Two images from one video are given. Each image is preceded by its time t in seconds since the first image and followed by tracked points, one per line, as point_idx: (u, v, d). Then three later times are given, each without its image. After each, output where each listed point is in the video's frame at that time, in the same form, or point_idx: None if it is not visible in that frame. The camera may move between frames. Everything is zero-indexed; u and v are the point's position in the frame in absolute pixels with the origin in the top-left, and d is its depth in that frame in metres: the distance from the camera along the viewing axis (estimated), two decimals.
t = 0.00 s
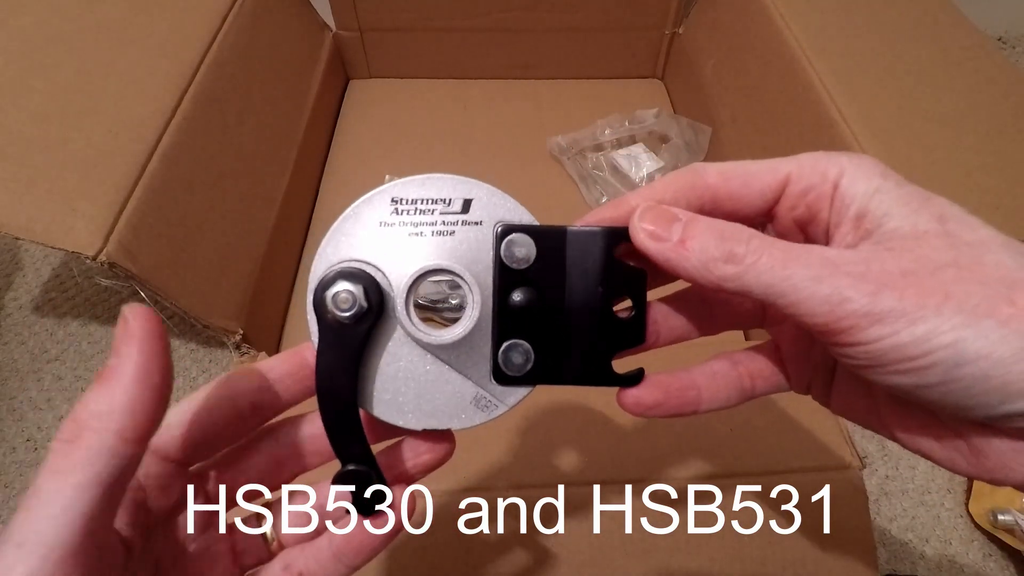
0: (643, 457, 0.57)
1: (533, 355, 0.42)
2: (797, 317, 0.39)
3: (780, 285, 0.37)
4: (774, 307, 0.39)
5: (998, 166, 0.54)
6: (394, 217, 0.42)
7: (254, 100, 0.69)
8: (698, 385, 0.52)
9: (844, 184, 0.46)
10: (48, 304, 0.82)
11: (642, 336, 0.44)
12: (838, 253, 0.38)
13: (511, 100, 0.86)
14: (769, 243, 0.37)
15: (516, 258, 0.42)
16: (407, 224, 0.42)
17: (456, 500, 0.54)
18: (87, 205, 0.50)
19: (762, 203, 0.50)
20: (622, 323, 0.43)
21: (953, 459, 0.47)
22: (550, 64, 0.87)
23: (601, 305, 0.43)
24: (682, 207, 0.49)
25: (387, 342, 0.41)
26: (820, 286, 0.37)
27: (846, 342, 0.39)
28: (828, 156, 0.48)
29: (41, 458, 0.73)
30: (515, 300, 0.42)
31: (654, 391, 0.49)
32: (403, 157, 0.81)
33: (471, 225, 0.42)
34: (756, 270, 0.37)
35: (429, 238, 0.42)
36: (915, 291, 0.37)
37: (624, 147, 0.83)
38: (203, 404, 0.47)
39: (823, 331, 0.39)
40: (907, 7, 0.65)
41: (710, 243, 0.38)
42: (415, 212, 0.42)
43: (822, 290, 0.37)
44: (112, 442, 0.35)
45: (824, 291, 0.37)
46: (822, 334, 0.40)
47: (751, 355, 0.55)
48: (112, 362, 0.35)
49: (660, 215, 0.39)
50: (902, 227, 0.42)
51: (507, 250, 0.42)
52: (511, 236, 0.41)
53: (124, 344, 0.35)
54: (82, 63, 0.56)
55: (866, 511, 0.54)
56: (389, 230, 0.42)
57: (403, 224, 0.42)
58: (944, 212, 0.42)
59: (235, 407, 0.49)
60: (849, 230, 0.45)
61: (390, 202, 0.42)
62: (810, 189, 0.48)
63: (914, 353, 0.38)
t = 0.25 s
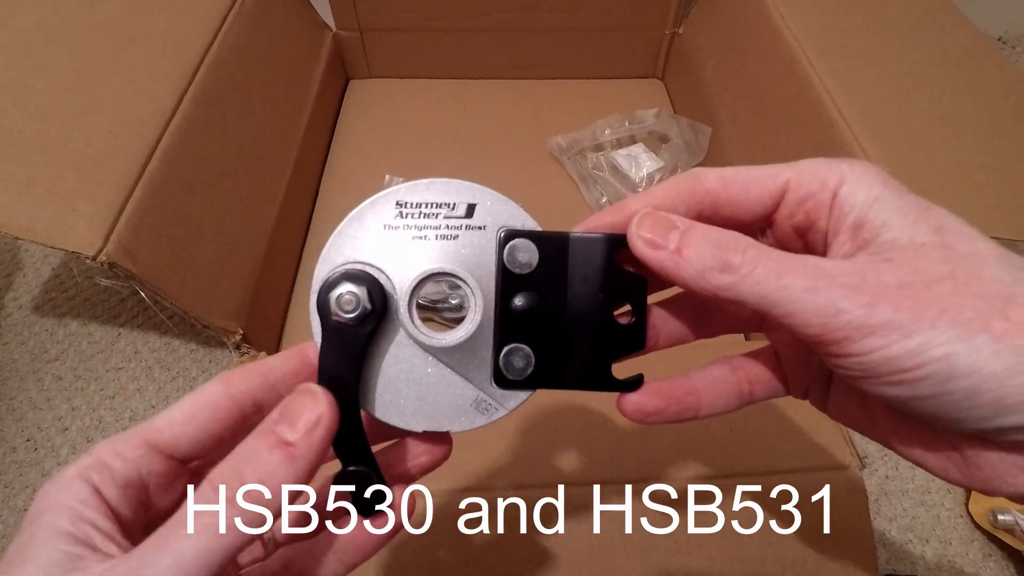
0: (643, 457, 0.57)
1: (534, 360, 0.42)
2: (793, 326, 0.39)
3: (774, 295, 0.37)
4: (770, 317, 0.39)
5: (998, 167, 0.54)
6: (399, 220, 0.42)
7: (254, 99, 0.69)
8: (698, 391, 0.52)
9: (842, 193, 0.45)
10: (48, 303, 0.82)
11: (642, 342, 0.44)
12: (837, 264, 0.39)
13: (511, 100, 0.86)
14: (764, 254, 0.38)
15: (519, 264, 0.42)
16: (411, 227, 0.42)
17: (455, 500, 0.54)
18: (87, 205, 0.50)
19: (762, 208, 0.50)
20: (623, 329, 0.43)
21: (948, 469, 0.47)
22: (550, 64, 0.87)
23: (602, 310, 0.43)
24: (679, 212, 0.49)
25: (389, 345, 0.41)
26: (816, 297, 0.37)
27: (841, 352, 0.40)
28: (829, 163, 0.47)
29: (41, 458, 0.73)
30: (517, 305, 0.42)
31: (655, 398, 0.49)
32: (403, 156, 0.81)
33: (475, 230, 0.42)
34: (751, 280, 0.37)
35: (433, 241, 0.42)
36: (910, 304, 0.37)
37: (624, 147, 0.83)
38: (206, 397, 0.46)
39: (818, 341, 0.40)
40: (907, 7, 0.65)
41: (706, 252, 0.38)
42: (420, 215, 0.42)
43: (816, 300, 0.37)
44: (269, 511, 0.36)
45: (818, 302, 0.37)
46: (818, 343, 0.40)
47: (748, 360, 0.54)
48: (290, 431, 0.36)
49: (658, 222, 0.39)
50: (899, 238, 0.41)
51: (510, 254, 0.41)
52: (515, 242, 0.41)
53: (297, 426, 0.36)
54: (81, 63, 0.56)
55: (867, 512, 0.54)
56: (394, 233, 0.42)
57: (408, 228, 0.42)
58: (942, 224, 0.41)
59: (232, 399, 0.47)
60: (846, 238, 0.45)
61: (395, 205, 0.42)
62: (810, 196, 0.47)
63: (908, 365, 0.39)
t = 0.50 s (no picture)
0: (643, 457, 0.57)
1: (535, 359, 0.42)
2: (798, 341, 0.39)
3: (781, 306, 0.37)
4: (775, 329, 0.39)
5: (998, 167, 0.54)
6: (400, 215, 0.42)
7: (254, 99, 0.69)
8: (699, 391, 0.52)
9: (858, 198, 0.45)
10: (48, 303, 0.82)
11: (645, 342, 0.44)
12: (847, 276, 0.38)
13: (511, 100, 0.86)
14: (771, 263, 0.37)
15: (520, 261, 0.41)
16: (412, 222, 0.42)
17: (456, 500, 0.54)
18: (86, 205, 0.50)
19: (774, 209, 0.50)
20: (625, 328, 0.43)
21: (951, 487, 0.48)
22: (550, 64, 0.87)
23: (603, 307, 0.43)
24: (688, 207, 0.50)
25: (389, 339, 0.41)
26: (824, 313, 0.37)
27: (848, 373, 0.40)
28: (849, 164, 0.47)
29: (41, 458, 0.73)
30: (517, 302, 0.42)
31: (654, 399, 0.49)
32: (403, 156, 0.81)
33: (477, 225, 0.42)
34: (755, 290, 0.37)
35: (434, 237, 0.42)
36: (918, 325, 0.37)
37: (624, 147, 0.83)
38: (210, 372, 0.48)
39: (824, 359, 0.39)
40: (907, 7, 0.65)
41: (712, 257, 0.37)
42: (420, 210, 0.42)
43: (823, 316, 0.37)
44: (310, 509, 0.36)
45: (824, 319, 0.37)
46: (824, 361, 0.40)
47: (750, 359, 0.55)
48: (331, 430, 0.36)
49: (665, 225, 0.39)
50: (917, 252, 0.41)
51: (513, 252, 0.41)
52: (517, 239, 0.41)
53: (337, 428, 0.36)
54: (82, 63, 0.56)
55: (867, 512, 0.54)
56: (394, 228, 0.42)
57: (408, 223, 0.42)
58: (964, 238, 0.41)
59: (235, 376, 0.49)
60: (861, 247, 0.45)
61: (395, 200, 0.42)
62: (825, 199, 0.47)
63: (918, 391, 0.38)
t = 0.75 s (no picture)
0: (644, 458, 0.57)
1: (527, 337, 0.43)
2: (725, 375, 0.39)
3: (709, 341, 0.37)
4: (699, 362, 0.39)
5: (998, 168, 0.54)
6: (422, 195, 0.38)
7: (254, 99, 0.69)
8: (612, 379, 0.53)
9: (784, 240, 0.44)
10: (48, 304, 0.81)
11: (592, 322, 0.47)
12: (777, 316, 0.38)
13: (511, 100, 0.86)
14: (701, 298, 0.37)
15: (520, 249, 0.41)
16: (433, 203, 0.39)
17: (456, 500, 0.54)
18: (86, 205, 0.50)
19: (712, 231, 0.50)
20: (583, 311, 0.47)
21: (879, 528, 0.48)
22: (550, 64, 0.87)
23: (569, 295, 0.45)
24: (633, 197, 0.52)
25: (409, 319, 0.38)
26: (747, 351, 0.37)
27: (772, 408, 0.39)
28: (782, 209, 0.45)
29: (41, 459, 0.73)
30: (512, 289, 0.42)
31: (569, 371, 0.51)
32: (403, 157, 0.81)
33: (484, 212, 0.41)
34: (685, 322, 0.37)
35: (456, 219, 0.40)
36: (840, 365, 0.37)
37: (624, 147, 0.83)
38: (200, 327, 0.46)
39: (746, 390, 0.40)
40: (907, 7, 0.65)
41: (641, 287, 0.37)
42: (442, 192, 0.39)
43: (747, 354, 0.37)
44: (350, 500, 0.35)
45: (751, 357, 0.37)
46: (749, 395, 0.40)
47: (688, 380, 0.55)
48: (382, 412, 0.34)
49: (599, 253, 0.39)
50: (836, 296, 0.39)
51: (517, 238, 0.41)
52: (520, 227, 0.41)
53: (392, 411, 0.35)
54: (82, 64, 0.56)
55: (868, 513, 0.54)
56: (419, 206, 0.38)
57: (431, 204, 0.39)
58: (884, 287, 0.40)
59: (219, 330, 0.48)
60: (785, 285, 0.42)
61: (421, 178, 0.38)
62: (750, 232, 0.46)
63: (839, 428, 0.38)
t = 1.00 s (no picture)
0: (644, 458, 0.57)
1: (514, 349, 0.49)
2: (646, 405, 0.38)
3: (634, 369, 0.36)
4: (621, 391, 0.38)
5: (998, 168, 0.54)
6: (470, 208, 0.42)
7: (254, 100, 0.69)
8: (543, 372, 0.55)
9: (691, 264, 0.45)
10: (48, 304, 0.81)
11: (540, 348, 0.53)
12: (698, 340, 0.38)
13: (511, 100, 0.86)
14: (619, 321, 0.36)
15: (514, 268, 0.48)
16: (474, 217, 0.43)
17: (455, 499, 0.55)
18: (86, 205, 0.50)
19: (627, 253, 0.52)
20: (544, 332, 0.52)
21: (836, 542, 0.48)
22: (550, 64, 0.87)
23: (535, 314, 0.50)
24: (563, 214, 0.54)
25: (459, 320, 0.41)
26: (669, 379, 0.36)
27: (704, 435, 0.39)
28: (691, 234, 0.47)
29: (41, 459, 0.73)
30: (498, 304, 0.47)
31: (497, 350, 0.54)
32: (403, 157, 0.81)
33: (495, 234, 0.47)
34: (604, 349, 0.35)
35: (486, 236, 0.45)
36: (770, 388, 0.37)
37: (624, 147, 0.83)
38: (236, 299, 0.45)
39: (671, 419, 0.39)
40: (907, 7, 0.65)
41: (554, 313, 0.35)
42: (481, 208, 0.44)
43: (671, 384, 0.36)
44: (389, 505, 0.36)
45: (676, 386, 0.36)
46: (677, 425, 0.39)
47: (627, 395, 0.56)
48: (456, 422, 0.37)
49: (493, 270, 0.36)
50: (745, 322, 0.40)
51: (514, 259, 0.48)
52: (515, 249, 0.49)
53: (463, 422, 0.37)
54: (83, 64, 0.56)
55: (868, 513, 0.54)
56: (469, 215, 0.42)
57: (474, 218, 0.43)
58: (789, 309, 0.41)
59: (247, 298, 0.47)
60: (691, 304, 0.44)
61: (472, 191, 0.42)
62: (659, 256, 0.48)
63: (768, 452, 0.39)
